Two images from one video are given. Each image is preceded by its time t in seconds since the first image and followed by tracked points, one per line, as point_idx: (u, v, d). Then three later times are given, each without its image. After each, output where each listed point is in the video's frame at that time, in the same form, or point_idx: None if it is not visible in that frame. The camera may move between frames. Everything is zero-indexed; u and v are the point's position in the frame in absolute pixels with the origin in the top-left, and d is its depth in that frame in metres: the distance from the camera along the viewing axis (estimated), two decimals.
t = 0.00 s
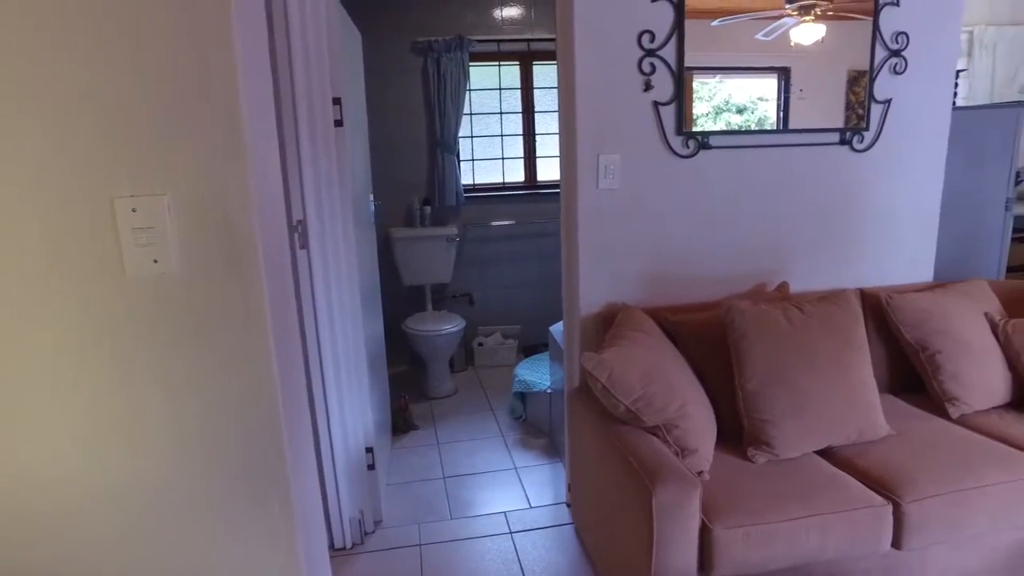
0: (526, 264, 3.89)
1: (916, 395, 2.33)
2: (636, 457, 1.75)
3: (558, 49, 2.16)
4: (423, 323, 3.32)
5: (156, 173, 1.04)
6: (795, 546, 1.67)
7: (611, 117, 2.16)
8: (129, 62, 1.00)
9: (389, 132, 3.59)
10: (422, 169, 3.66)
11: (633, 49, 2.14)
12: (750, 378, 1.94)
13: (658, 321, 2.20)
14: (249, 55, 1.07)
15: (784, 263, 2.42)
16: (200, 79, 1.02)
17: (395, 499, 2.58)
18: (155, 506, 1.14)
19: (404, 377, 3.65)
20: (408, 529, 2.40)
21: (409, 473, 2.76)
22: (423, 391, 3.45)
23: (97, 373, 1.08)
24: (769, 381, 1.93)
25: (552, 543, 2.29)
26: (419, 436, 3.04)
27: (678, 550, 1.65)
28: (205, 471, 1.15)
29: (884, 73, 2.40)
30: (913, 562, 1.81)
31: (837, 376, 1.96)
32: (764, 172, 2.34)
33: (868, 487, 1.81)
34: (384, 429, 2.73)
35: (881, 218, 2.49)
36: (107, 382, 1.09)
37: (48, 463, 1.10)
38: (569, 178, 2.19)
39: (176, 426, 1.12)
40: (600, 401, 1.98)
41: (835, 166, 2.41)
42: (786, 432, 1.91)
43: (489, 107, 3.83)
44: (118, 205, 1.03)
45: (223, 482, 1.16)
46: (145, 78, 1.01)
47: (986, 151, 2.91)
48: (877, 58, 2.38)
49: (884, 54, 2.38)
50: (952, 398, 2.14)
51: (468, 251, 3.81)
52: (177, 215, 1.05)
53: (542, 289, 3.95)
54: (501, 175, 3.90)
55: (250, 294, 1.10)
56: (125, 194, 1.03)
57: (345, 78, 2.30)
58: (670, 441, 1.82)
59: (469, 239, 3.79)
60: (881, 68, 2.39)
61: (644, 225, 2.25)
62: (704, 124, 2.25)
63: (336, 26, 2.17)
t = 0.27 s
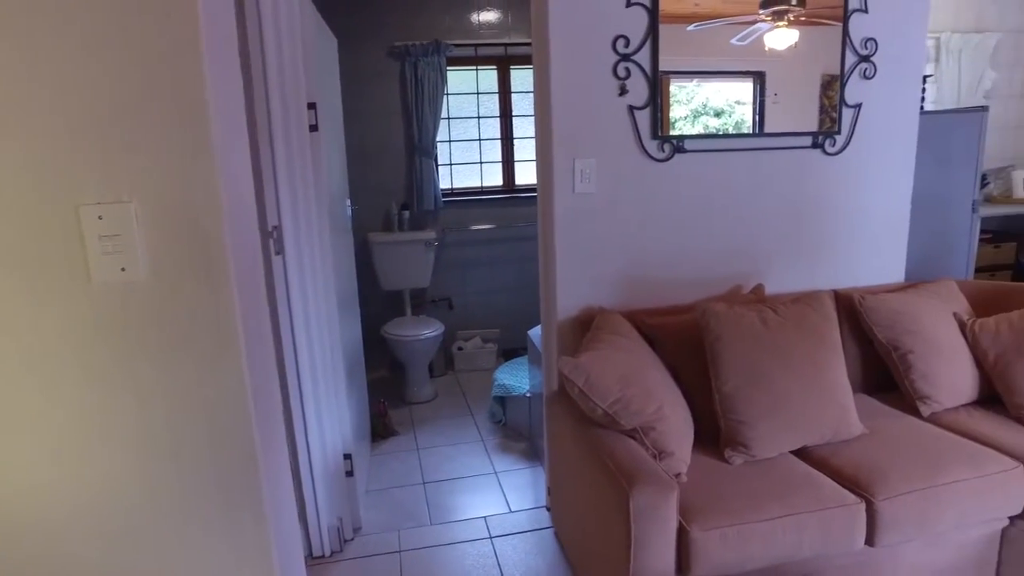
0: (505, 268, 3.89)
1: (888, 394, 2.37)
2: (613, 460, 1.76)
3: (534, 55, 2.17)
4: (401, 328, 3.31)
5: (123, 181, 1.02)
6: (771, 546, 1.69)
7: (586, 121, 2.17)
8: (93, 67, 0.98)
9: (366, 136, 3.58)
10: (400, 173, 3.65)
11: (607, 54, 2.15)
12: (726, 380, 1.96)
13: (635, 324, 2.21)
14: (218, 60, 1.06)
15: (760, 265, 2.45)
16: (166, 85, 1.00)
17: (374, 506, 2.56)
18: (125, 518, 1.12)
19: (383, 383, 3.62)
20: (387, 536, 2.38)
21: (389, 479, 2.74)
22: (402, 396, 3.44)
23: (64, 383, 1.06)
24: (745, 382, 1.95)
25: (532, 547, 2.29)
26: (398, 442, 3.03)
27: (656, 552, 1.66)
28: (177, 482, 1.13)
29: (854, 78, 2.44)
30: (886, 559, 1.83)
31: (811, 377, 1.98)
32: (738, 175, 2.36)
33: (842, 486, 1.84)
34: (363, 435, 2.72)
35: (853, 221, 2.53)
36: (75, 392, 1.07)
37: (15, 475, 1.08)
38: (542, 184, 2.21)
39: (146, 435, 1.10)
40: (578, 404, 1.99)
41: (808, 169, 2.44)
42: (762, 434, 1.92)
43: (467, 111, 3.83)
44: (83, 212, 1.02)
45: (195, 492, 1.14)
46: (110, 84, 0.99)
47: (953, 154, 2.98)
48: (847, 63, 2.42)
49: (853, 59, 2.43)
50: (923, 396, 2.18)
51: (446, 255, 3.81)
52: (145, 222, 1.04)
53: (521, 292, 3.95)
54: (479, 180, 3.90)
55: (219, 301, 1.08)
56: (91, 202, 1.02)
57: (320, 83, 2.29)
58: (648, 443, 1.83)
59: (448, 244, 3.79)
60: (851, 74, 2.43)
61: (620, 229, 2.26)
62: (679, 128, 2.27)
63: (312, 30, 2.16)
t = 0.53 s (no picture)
0: (484, 272, 3.89)
1: (861, 395, 2.40)
2: (591, 464, 1.77)
3: (510, 60, 2.18)
4: (380, 333, 3.29)
5: (88, 189, 1.01)
6: (747, 547, 1.70)
7: (562, 127, 2.18)
8: (58, 74, 0.97)
9: (343, 141, 3.56)
10: (378, 178, 3.63)
11: (583, 60, 2.16)
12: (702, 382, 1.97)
13: (612, 328, 2.22)
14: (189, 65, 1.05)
15: (735, 268, 2.47)
16: (133, 90, 0.99)
17: (353, 513, 2.55)
18: (94, 532, 1.10)
19: (362, 388, 3.60)
20: (367, 543, 2.37)
21: (368, 486, 2.72)
22: (381, 402, 3.42)
23: (30, 395, 1.04)
24: (721, 385, 1.97)
25: (512, 551, 2.29)
26: (378, 448, 3.01)
27: (634, 556, 1.67)
28: (147, 493, 1.11)
29: (826, 84, 2.48)
30: (860, 557, 1.86)
31: (785, 379, 2.01)
32: (713, 179, 2.39)
33: (816, 486, 1.86)
34: (342, 441, 2.70)
35: (826, 224, 2.57)
36: (41, 403, 1.05)
37: None
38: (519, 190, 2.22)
39: (115, 447, 1.08)
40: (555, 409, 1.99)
41: (782, 173, 2.47)
42: (738, 435, 1.94)
43: (445, 115, 3.83)
44: (48, 221, 1.00)
45: (166, 503, 1.12)
46: (75, 90, 0.98)
47: (922, 158, 3.04)
48: (818, 69, 2.46)
49: (825, 65, 2.47)
50: (895, 396, 2.21)
51: (425, 260, 3.80)
52: (112, 231, 1.02)
53: (500, 296, 3.95)
54: (457, 184, 3.90)
55: (189, 309, 1.06)
56: (55, 210, 1.00)
57: (296, 87, 2.27)
58: (625, 447, 1.83)
59: (427, 248, 3.78)
60: (823, 79, 2.47)
61: (597, 233, 2.27)
62: (654, 133, 2.29)
63: (287, 34, 2.14)
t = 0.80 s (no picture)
0: (464, 276, 3.89)
1: (836, 396, 2.43)
2: (569, 468, 1.77)
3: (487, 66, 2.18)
4: (359, 339, 3.28)
5: (53, 198, 0.99)
6: (724, 549, 1.72)
7: (539, 132, 2.18)
8: (21, 82, 0.95)
9: (321, 146, 3.54)
10: (356, 183, 3.62)
11: (559, 65, 2.17)
12: (679, 386, 1.99)
13: (590, 332, 2.23)
14: (159, 71, 1.03)
15: (711, 272, 2.50)
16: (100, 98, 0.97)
17: (333, 521, 2.53)
18: (63, 545, 1.08)
19: (341, 395, 3.57)
20: (346, 551, 2.35)
21: (347, 493, 2.70)
22: (361, 408, 3.39)
23: None
24: (697, 388, 1.98)
25: (493, 557, 2.29)
26: (357, 454, 2.99)
27: (612, 559, 1.67)
28: (116, 505, 1.09)
29: (799, 89, 2.52)
30: (835, 556, 1.89)
31: (761, 381, 2.03)
32: (689, 184, 2.41)
33: (792, 487, 1.88)
34: (321, 449, 2.67)
35: (800, 227, 2.60)
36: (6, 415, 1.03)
37: None
38: (497, 195, 2.22)
39: (83, 458, 1.06)
40: (533, 414, 1.99)
41: (757, 177, 2.50)
42: (716, 438, 1.95)
43: (423, 120, 3.82)
44: (11, 230, 0.98)
45: (136, 515, 1.10)
46: (40, 97, 0.96)
47: (893, 162, 3.09)
48: (792, 74, 2.49)
49: (798, 71, 2.50)
50: (869, 396, 2.25)
51: (404, 265, 3.79)
52: (77, 240, 1.00)
53: (480, 301, 3.95)
54: (436, 189, 3.90)
55: (158, 317, 1.04)
56: (18, 219, 0.98)
57: (272, 92, 2.25)
58: (603, 451, 1.84)
59: (406, 253, 3.77)
60: (796, 84, 2.51)
61: (575, 238, 2.28)
62: (630, 138, 2.30)
63: (263, 38, 2.13)
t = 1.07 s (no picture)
0: (445, 281, 3.88)
1: (814, 397, 2.45)
2: (548, 474, 1.77)
3: (464, 71, 2.18)
4: (339, 345, 3.26)
5: (16, 207, 0.97)
6: (703, 551, 1.73)
7: (517, 137, 2.18)
8: None
9: (300, 151, 3.51)
10: (336, 188, 3.60)
11: (537, 71, 2.18)
12: (658, 389, 2.00)
13: (569, 337, 2.23)
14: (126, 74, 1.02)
15: (689, 275, 2.51)
16: (66, 105, 0.95)
17: (312, 529, 2.50)
18: (28, 563, 1.06)
19: (321, 402, 3.54)
20: (326, 560, 2.33)
21: (327, 501, 2.68)
22: (341, 415, 3.37)
23: None
24: (675, 392, 1.99)
25: (474, 563, 2.27)
26: (338, 462, 2.96)
27: (592, 564, 1.67)
28: (84, 521, 1.06)
29: (774, 94, 2.55)
30: (813, 557, 1.90)
31: (739, 384, 2.04)
32: (667, 188, 2.43)
33: (770, 489, 1.90)
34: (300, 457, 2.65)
35: (776, 231, 2.63)
36: None
37: None
38: (476, 200, 2.22)
39: (49, 474, 1.04)
40: (513, 419, 1.99)
41: (734, 181, 2.53)
42: (694, 441, 1.96)
43: (403, 125, 3.81)
44: None
45: (105, 530, 1.07)
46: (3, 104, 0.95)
47: (867, 166, 3.14)
48: (767, 80, 2.52)
49: (773, 76, 2.53)
50: (845, 398, 2.27)
51: (385, 270, 3.77)
52: (42, 249, 0.98)
53: (461, 306, 3.95)
54: (416, 194, 3.89)
55: (127, 325, 1.02)
56: None
57: (248, 97, 2.23)
58: (582, 456, 1.84)
59: (386, 259, 3.75)
60: (771, 89, 2.54)
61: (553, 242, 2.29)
62: (607, 143, 2.31)
63: (238, 43, 2.11)
